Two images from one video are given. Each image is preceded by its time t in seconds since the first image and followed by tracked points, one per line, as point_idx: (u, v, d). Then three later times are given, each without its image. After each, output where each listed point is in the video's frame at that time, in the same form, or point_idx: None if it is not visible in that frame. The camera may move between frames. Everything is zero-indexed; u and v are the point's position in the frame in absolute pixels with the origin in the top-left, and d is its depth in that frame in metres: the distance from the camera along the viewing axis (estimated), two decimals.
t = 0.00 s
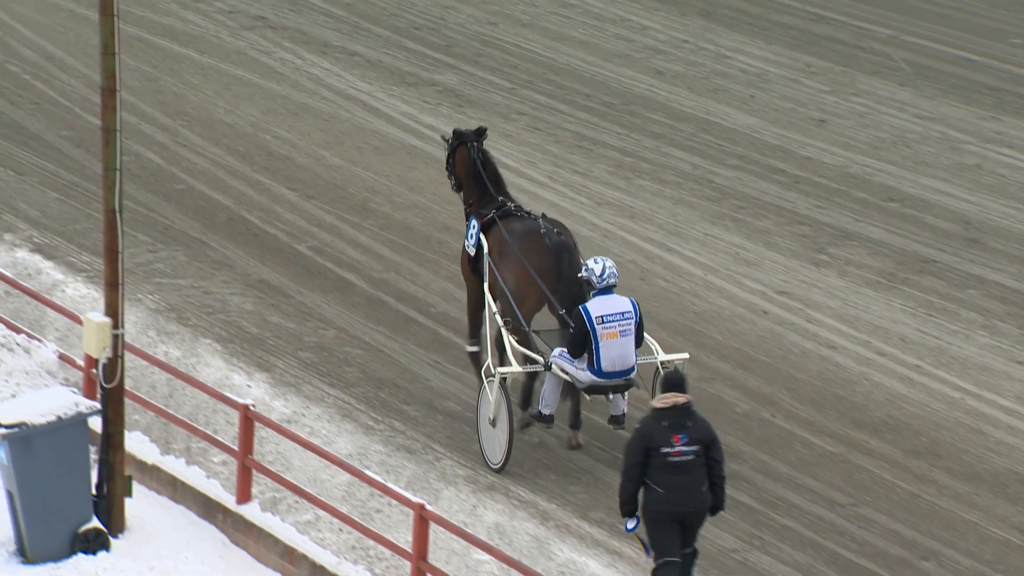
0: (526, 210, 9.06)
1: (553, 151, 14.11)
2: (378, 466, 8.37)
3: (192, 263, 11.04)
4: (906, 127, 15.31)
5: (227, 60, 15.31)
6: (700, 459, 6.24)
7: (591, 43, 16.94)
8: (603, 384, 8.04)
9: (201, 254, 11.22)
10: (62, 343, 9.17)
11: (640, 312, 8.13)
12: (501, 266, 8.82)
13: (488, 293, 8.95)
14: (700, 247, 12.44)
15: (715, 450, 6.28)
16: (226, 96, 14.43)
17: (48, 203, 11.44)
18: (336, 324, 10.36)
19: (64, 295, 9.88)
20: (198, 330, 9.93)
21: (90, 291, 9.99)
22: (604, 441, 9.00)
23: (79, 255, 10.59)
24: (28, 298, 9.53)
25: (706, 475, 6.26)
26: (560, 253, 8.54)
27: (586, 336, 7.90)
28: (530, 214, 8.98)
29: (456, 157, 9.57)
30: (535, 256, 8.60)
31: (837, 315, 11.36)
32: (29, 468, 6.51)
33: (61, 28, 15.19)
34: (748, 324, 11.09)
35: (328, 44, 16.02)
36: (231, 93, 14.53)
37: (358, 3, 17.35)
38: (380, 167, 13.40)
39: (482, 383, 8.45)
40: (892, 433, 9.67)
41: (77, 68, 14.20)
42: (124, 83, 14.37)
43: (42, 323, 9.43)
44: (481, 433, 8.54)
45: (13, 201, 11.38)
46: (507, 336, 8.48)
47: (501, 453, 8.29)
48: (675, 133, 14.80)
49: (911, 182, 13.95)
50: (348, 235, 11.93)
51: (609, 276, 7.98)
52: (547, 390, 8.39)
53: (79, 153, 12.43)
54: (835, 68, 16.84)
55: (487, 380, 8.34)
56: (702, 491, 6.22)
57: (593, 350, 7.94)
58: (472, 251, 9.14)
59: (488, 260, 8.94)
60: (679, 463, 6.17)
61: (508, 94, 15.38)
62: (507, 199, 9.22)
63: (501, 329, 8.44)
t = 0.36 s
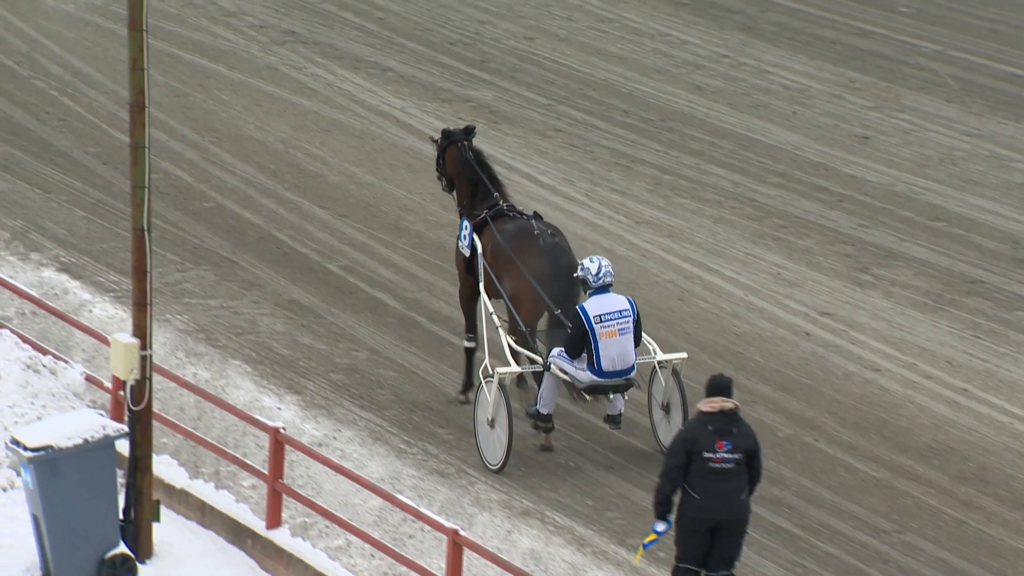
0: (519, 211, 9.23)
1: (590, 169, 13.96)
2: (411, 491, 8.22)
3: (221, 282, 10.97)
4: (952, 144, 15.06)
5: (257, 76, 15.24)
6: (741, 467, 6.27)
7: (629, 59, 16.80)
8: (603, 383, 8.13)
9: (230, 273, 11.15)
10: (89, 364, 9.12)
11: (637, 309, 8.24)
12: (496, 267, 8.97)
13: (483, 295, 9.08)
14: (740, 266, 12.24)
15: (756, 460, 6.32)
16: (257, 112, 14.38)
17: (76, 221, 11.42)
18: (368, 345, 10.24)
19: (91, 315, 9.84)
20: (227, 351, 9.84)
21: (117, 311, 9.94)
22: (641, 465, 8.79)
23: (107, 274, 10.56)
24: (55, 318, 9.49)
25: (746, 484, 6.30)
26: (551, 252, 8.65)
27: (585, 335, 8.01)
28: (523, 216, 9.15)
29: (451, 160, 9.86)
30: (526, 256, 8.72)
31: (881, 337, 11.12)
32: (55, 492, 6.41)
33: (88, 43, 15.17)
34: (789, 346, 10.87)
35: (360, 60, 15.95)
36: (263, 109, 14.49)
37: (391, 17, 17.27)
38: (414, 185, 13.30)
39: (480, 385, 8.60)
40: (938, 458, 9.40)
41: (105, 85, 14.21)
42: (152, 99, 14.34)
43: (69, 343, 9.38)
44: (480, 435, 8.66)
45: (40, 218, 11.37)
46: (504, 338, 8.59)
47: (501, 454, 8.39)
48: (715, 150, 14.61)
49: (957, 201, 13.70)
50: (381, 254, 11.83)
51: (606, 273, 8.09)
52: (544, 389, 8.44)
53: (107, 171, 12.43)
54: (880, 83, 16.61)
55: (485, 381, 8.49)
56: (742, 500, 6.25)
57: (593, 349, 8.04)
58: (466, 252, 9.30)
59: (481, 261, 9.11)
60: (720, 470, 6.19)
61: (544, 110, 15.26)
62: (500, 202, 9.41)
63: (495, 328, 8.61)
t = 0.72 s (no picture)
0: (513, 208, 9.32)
1: (627, 186, 13.79)
2: (442, 516, 8.07)
3: (249, 302, 10.88)
4: (999, 161, 14.81)
5: (286, 91, 15.18)
6: (771, 487, 6.23)
7: (667, 73, 16.65)
8: (599, 382, 8.31)
9: (258, 293, 11.06)
10: (114, 386, 9.04)
11: (632, 309, 8.47)
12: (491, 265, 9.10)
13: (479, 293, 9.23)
14: (781, 286, 12.02)
15: (789, 480, 6.24)
16: (286, 129, 14.33)
17: (100, 239, 11.39)
18: (399, 367, 10.12)
19: (116, 335, 9.79)
20: (254, 372, 9.73)
21: (143, 331, 9.88)
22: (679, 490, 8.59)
23: (132, 293, 10.51)
24: (79, 339, 9.43)
25: (779, 504, 6.25)
26: (547, 250, 8.74)
27: (582, 334, 8.19)
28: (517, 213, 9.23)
29: (446, 155, 9.91)
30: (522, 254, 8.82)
31: (926, 359, 10.86)
32: (79, 516, 6.39)
33: (114, 57, 15.16)
34: (830, 367, 10.63)
35: (392, 74, 15.88)
36: (294, 125, 14.44)
37: (423, 31, 17.20)
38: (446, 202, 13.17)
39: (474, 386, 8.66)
40: (985, 484, 9.13)
41: (132, 101, 14.21)
42: (179, 115, 14.30)
43: (94, 364, 9.31)
44: (473, 436, 8.73)
45: (66, 236, 11.34)
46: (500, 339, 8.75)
47: (495, 454, 8.47)
48: (756, 166, 14.42)
49: (1005, 220, 13.44)
50: (412, 273, 11.71)
51: (602, 273, 8.33)
52: (540, 390, 8.65)
53: (133, 189, 12.41)
54: (925, 98, 16.38)
55: (480, 381, 8.56)
56: (771, 520, 6.21)
57: (589, 347, 8.22)
58: (460, 251, 9.43)
59: (476, 259, 9.27)
60: (745, 490, 6.21)
61: (579, 125, 15.12)
62: (495, 199, 9.50)
63: (491, 330, 8.78)
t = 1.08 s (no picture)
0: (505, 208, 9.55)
1: (667, 203, 13.65)
2: (480, 538, 7.95)
3: (284, 321, 10.83)
4: None
5: (322, 107, 15.18)
6: (800, 495, 6.28)
7: (708, 88, 16.52)
8: (597, 380, 8.46)
9: (293, 311, 11.02)
10: (146, 407, 9.01)
11: (631, 306, 8.56)
12: (485, 264, 9.28)
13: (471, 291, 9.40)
14: (825, 305, 11.82)
15: (818, 486, 6.27)
16: (322, 145, 14.32)
17: (133, 257, 11.40)
18: (434, 387, 10.03)
19: (149, 354, 9.77)
20: (289, 393, 9.66)
21: (176, 350, 9.87)
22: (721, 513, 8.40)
23: (166, 312, 10.50)
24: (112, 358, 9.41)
25: (809, 512, 6.29)
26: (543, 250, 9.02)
27: (581, 332, 8.32)
28: (510, 213, 9.47)
29: (440, 157, 10.12)
30: (518, 254, 9.06)
31: (974, 380, 10.63)
32: (110, 537, 6.36)
33: (148, 73, 15.24)
34: (876, 388, 10.42)
35: (429, 90, 15.84)
36: (330, 141, 14.43)
37: (461, 46, 17.16)
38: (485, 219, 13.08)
39: (473, 384, 8.83)
40: None
41: (167, 117, 14.26)
42: (214, 131, 14.32)
43: (126, 384, 9.29)
44: (471, 434, 8.89)
45: (98, 254, 11.35)
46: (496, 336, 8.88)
47: (493, 454, 8.64)
48: (799, 183, 14.24)
49: None
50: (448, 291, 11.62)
51: (601, 270, 8.42)
52: (536, 388, 8.73)
53: (166, 206, 12.43)
54: (972, 115, 16.19)
55: (478, 381, 8.73)
56: (801, 529, 6.25)
57: (587, 346, 8.35)
58: (453, 251, 9.58)
59: (469, 258, 9.40)
60: (774, 499, 6.26)
61: (619, 141, 15.00)
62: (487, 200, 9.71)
63: (490, 328, 8.93)
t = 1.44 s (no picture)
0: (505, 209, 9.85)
1: (705, 222, 13.54)
2: (516, 560, 7.87)
3: (319, 340, 10.82)
4: None
5: (358, 125, 15.22)
6: (837, 507, 6.47)
7: (747, 106, 16.42)
8: (592, 380, 8.69)
9: (328, 330, 11.01)
10: (181, 426, 9.02)
11: (626, 308, 8.85)
12: (485, 264, 9.58)
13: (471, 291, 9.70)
14: (865, 325, 11.67)
15: (852, 497, 6.52)
16: (357, 163, 14.35)
17: (168, 276, 11.44)
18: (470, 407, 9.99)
19: (184, 374, 9.78)
20: (324, 413, 9.63)
21: (211, 370, 9.89)
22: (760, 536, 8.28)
23: (200, 331, 10.52)
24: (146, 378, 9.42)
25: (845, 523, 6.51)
26: (542, 250, 9.30)
27: (576, 332, 8.59)
28: (510, 214, 9.77)
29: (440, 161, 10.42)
30: (517, 254, 9.34)
31: (1017, 403, 10.44)
32: (144, 558, 6.35)
33: (183, 91, 15.36)
34: (917, 410, 10.25)
35: (465, 108, 15.85)
36: (365, 159, 14.46)
37: (497, 64, 17.16)
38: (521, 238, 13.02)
39: (469, 384, 9.01)
40: None
41: (203, 136, 14.35)
42: (249, 149, 14.38)
43: (161, 404, 9.30)
44: (468, 434, 9.06)
45: (133, 273, 11.40)
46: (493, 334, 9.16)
47: (490, 452, 8.80)
48: (838, 202, 14.09)
49: None
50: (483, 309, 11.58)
51: (598, 272, 8.72)
52: (533, 388, 8.99)
53: (201, 224, 12.49)
54: (1015, 133, 16.02)
55: (475, 381, 8.90)
56: (841, 540, 6.47)
57: (583, 345, 8.61)
58: (453, 251, 9.89)
59: (469, 258, 9.72)
60: (816, 513, 6.40)
61: (657, 160, 14.92)
62: (488, 201, 10.01)
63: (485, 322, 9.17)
